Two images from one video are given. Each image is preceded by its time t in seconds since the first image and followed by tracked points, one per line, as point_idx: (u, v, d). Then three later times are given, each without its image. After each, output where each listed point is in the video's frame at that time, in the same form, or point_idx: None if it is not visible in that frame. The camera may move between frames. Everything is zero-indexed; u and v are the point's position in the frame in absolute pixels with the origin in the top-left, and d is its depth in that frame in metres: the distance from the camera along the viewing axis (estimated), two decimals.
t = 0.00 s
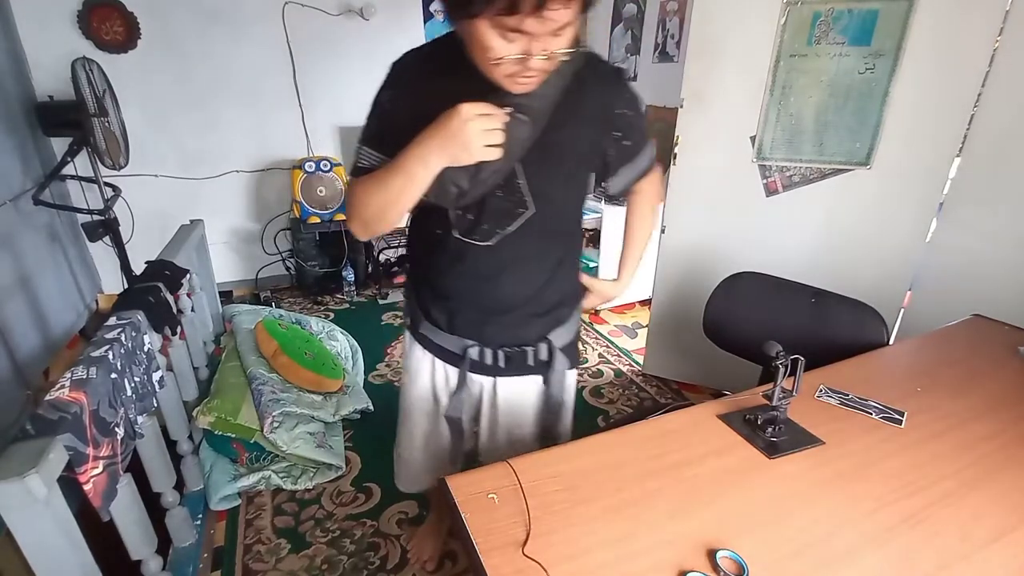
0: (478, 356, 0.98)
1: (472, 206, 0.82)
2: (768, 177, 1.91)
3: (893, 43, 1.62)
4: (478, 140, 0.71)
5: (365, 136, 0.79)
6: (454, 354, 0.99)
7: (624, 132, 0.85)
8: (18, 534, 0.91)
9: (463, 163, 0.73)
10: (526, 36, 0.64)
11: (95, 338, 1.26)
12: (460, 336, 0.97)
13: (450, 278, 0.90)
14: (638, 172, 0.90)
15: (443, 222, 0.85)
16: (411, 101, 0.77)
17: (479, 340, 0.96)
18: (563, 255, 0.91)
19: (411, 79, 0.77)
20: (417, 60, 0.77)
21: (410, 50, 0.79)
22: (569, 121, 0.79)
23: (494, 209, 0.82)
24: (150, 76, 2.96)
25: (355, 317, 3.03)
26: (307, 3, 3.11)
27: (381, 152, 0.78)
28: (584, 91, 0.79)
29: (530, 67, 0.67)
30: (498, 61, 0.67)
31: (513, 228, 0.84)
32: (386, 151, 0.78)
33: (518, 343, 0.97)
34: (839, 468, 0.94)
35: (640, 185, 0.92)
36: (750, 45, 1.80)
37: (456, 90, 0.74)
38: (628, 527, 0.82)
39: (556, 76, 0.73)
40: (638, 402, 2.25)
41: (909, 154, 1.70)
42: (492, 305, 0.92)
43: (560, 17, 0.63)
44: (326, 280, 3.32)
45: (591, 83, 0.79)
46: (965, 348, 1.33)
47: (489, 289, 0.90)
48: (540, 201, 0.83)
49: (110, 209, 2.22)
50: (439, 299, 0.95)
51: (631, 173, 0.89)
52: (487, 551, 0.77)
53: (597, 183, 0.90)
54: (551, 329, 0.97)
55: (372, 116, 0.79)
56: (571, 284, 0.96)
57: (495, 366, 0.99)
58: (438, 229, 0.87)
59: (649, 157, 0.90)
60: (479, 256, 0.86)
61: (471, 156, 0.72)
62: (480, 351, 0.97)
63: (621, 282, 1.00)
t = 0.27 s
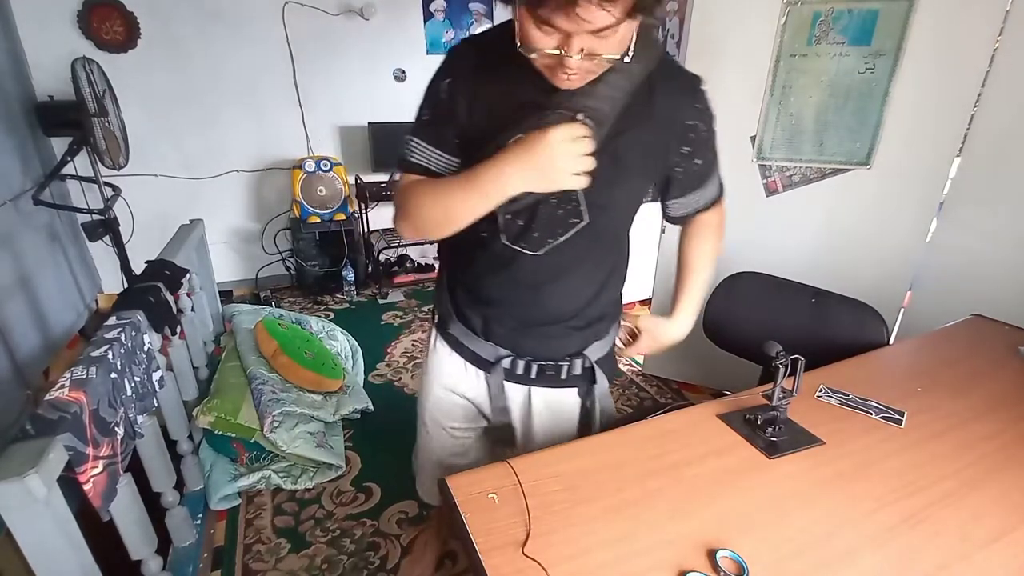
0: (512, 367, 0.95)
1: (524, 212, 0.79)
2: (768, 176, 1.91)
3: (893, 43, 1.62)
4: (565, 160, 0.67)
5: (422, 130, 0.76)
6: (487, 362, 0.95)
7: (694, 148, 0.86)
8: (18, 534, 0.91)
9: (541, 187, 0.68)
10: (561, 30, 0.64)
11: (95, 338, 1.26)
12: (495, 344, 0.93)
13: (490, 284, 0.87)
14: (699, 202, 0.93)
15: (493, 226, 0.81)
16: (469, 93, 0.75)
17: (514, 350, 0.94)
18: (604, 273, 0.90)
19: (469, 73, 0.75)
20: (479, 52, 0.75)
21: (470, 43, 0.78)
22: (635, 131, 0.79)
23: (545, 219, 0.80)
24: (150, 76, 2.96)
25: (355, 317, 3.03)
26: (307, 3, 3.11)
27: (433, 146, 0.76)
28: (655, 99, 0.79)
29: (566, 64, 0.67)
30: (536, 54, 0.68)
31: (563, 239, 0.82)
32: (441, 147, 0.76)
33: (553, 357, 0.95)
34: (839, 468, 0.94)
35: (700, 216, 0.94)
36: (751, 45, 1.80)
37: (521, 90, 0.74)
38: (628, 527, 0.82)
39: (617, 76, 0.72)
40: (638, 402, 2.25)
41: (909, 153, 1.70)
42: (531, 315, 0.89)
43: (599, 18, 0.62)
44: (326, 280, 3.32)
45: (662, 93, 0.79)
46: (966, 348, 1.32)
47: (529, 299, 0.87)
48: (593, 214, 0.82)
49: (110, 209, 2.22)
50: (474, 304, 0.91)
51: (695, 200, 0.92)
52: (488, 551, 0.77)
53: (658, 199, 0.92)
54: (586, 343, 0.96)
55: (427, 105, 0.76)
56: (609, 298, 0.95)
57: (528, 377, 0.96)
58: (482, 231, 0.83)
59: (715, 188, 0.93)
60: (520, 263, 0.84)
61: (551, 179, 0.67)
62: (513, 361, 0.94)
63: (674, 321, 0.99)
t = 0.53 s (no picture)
0: (532, 374, 0.95)
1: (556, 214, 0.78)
2: (768, 177, 1.90)
3: (893, 43, 1.62)
4: (563, 168, 0.55)
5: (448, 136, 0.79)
6: (505, 369, 0.95)
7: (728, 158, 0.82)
8: (18, 534, 0.91)
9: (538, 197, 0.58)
10: None
11: (95, 338, 1.26)
12: (515, 351, 0.94)
13: (516, 289, 0.87)
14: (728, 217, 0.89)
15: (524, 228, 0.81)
16: (496, 97, 0.77)
17: (536, 357, 0.94)
18: (632, 280, 0.90)
19: (496, 78, 0.77)
20: (504, 57, 0.78)
21: (497, 46, 0.80)
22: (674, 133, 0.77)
23: (578, 220, 0.79)
24: (150, 76, 2.96)
25: (355, 317, 3.03)
26: (307, 3, 3.11)
27: (459, 150, 0.78)
28: (694, 104, 0.77)
29: (583, 37, 0.64)
30: (558, 28, 0.66)
31: (593, 241, 0.81)
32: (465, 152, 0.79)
33: (575, 364, 0.95)
34: (839, 468, 0.94)
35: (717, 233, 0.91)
36: (751, 45, 1.80)
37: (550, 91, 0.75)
38: (628, 527, 0.82)
39: (656, 73, 0.68)
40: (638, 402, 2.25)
41: (910, 153, 1.70)
42: (555, 322, 0.89)
43: None
44: (326, 280, 3.32)
45: (702, 97, 0.77)
46: (965, 348, 1.33)
47: (554, 305, 0.87)
48: (627, 217, 0.81)
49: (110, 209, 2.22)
50: (496, 308, 0.91)
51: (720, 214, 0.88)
52: (488, 551, 0.77)
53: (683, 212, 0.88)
54: (607, 349, 0.96)
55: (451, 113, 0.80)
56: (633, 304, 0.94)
57: (548, 384, 0.97)
58: (511, 233, 0.83)
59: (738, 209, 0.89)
60: (547, 268, 0.83)
61: (547, 190, 0.57)
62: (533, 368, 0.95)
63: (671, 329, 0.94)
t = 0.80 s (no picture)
0: (534, 376, 0.96)
1: (572, 212, 0.79)
2: (768, 177, 1.91)
3: (893, 43, 1.62)
4: (530, 155, 0.64)
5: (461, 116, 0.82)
6: (508, 371, 0.96)
7: (744, 172, 0.82)
8: (18, 534, 0.91)
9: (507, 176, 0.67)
10: None
11: (95, 338, 1.26)
12: (516, 352, 0.94)
13: (523, 289, 0.86)
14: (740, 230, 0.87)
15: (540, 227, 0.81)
16: (512, 83, 0.79)
17: (536, 360, 0.94)
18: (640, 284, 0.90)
19: (513, 72, 0.80)
20: (527, 46, 0.80)
21: (520, 34, 0.82)
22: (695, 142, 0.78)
23: (595, 223, 0.80)
24: (150, 76, 2.96)
25: (355, 317, 3.03)
26: (307, 3, 3.11)
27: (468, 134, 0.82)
28: (717, 116, 0.77)
29: (617, 31, 0.66)
30: (592, 21, 0.68)
31: (605, 246, 0.81)
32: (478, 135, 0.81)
33: (578, 366, 0.97)
34: (840, 468, 0.94)
35: (729, 245, 0.89)
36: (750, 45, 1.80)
37: (573, 91, 0.77)
38: (628, 527, 0.82)
39: (680, 82, 0.73)
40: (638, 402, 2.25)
41: (910, 153, 1.70)
42: (561, 325, 0.89)
43: None
44: (326, 280, 3.32)
45: (726, 109, 0.77)
46: (965, 348, 1.32)
47: (561, 307, 0.87)
48: (641, 219, 0.81)
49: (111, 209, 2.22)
50: (501, 308, 0.90)
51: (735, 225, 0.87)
52: (488, 551, 0.77)
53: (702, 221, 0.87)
54: (607, 351, 0.98)
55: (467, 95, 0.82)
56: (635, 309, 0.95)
57: (549, 386, 0.97)
58: (525, 230, 0.83)
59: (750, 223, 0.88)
60: (557, 270, 0.83)
61: (515, 172, 0.66)
62: (535, 372, 0.95)
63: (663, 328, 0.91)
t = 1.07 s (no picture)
0: (530, 373, 0.95)
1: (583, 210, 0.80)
2: (768, 177, 1.92)
3: (893, 43, 1.63)
4: (542, 156, 0.64)
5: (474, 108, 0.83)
6: (503, 369, 0.95)
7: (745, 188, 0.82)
8: (17, 534, 0.91)
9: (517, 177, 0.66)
10: None
11: (95, 338, 1.27)
12: (515, 350, 0.94)
13: (525, 285, 0.86)
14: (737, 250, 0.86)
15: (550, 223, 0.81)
16: (530, 79, 0.80)
17: (534, 358, 0.94)
18: (637, 287, 0.90)
19: (531, 66, 0.80)
20: (548, 42, 0.81)
21: (541, 29, 0.83)
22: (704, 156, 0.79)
23: (606, 221, 0.80)
24: (150, 76, 2.96)
25: (355, 317, 3.03)
26: (307, 3, 3.11)
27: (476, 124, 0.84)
28: (724, 131, 0.79)
29: (654, 24, 0.68)
30: (629, 15, 0.71)
31: (613, 246, 0.82)
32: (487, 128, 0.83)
33: (574, 366, 0.96)
34: (840, 468, 0.94)
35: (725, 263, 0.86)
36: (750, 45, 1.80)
37: (588, 86, 0.78)
38: (629, 527, 0.82)
39: (698, 94, 0.73)
40: (637, 402, 2.25)
41: (909, 153, 1.70)
42: (563, 323, 0.89)
43: None
44: (326, 280, 3.32)
45: (732, 127, 0.79)
46: (965, 348, 1.32)
47: (565, 305, 0.87)
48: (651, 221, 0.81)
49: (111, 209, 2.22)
50: (503, 303, 0.90)
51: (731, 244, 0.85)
52: (488, 551, 0.77)
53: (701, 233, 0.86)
54: (603, 354, 0.98)
55: (485, 87, 0.83)
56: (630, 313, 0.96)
57: (542, 385, 0.97)
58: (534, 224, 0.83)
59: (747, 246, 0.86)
60: (566, 266, 0.83)
61: (525, 174, 0.65)
62: (531, 369, 0.95)
63: (694, 246, 0.72)
